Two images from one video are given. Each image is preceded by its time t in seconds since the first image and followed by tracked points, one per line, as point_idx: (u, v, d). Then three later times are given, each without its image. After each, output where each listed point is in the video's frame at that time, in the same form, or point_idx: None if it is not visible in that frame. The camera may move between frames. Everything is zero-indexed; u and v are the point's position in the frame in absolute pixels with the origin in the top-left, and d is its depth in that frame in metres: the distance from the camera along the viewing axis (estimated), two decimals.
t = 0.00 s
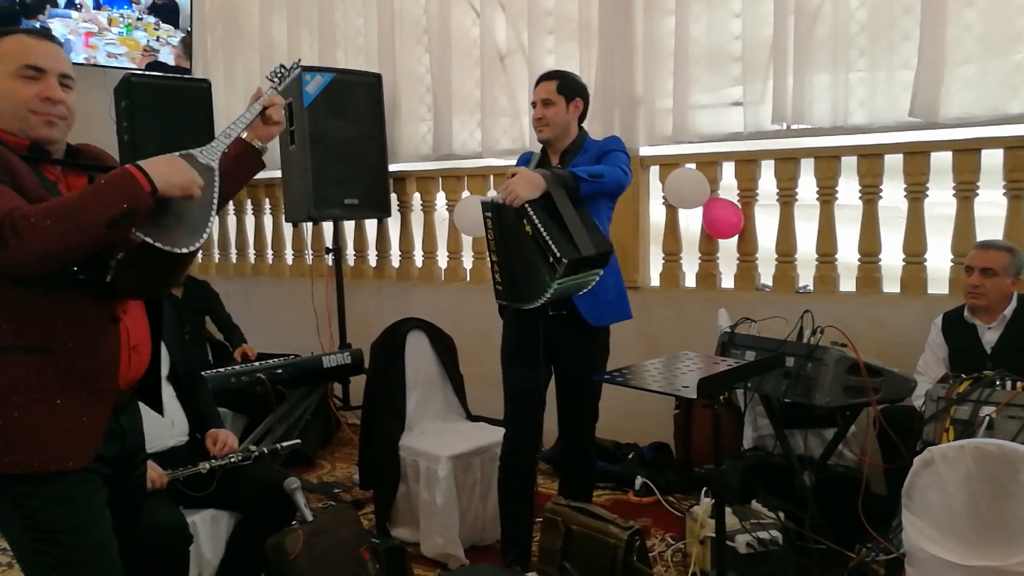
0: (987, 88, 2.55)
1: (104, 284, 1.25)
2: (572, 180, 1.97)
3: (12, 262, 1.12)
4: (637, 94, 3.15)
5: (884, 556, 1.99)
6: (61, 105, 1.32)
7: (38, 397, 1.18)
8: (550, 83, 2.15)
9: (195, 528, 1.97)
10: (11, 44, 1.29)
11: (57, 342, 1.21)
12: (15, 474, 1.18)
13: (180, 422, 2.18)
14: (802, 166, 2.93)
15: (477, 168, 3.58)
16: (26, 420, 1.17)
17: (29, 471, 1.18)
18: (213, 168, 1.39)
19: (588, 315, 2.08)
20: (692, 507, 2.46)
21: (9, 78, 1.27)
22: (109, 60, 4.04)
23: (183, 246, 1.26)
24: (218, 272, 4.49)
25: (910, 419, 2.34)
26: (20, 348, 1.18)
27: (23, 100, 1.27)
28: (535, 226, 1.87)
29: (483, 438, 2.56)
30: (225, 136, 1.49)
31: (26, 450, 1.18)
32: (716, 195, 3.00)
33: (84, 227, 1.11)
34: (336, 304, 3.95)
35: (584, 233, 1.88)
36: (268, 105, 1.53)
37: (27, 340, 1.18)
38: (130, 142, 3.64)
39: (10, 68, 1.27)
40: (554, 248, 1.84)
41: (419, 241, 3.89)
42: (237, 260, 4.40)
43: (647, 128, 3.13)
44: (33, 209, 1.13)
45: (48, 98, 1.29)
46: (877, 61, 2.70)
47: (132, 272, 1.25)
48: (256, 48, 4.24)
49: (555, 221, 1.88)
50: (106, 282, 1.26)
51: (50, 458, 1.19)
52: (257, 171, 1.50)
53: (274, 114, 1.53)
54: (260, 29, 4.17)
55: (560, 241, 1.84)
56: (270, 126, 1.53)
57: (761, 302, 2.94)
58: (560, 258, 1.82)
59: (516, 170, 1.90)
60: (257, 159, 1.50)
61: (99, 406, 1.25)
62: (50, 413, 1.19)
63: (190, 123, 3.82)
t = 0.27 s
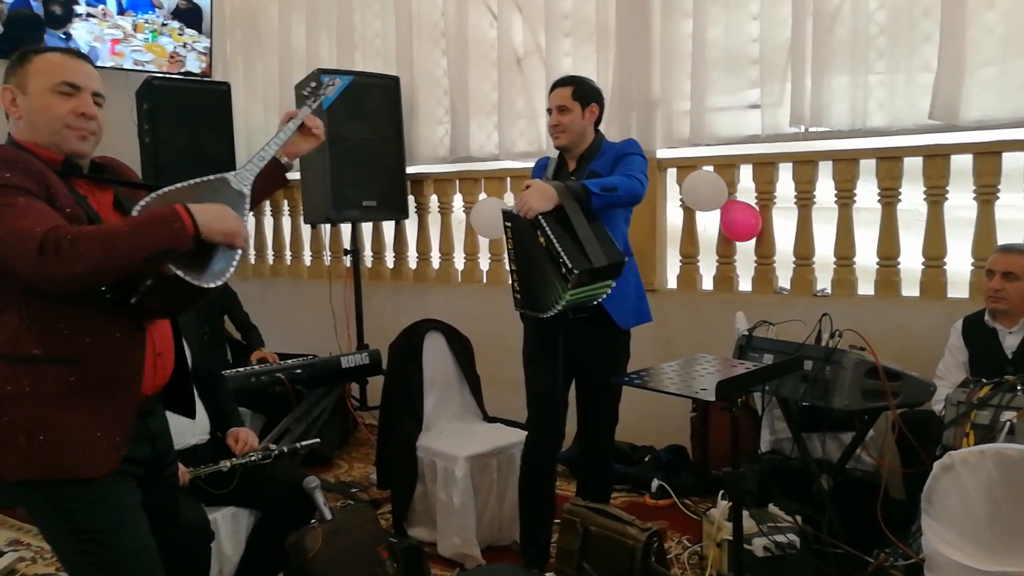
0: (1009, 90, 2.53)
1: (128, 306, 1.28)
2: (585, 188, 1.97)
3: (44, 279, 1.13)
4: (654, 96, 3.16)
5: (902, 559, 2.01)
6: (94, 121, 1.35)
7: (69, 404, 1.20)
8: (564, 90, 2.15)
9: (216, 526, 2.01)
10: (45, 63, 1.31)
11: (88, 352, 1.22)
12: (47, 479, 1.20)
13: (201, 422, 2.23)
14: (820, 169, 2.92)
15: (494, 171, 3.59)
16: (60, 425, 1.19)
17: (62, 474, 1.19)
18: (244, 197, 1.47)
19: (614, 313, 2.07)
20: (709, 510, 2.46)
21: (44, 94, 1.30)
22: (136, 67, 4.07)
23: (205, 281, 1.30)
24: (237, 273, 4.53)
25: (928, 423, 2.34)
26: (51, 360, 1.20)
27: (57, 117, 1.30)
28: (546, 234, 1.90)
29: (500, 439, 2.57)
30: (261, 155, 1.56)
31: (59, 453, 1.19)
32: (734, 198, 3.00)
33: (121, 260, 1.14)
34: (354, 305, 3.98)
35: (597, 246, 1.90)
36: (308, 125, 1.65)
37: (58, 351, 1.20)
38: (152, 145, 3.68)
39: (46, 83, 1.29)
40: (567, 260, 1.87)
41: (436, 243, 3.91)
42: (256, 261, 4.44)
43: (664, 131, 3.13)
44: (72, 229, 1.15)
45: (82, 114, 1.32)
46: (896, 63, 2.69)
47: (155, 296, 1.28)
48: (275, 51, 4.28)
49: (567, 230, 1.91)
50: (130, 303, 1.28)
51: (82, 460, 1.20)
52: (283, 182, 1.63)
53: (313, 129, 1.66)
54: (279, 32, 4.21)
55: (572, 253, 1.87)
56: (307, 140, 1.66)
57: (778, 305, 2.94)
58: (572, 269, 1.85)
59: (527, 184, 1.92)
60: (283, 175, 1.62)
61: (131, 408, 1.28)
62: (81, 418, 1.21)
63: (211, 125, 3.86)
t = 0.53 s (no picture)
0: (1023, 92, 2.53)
1: (156, 273, 1.30)
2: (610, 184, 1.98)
3: (69, 254, 1.15)
4: (667, 94, 3.16)
5: (908, 557, 2.03)
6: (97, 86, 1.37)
7: (98, 382, 1.23)
8: (591, 85, 2.17)
9: (229, 515, 2.05)
10: (41, 41, 1.33)
11: (115, 330, 1.25)
12: (74, 456, 1.22)
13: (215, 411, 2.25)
14: (832, 169, 2.92)
15: (506, 167, 3.60)
16: (89, 404, 1.22)
17: (91, 452, 1.22)
18: (257, 164, 1.46)
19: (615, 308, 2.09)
20: (716, 507, 2.47)
21: (45, 69, 1.32)
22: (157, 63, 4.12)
23: (230, 242, 1.31)
24: (248, 266, 4.56)
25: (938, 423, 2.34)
26: (78, 338, 1.22)
27: (60, 89, 1.32)
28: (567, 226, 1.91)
29: (509, 433, 2.59)
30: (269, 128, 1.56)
31: (89, 433, 1.22)
32: (746, 197, 3.00)
33: (145, 222, 1.16)
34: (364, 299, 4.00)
35: (615, 241, 1.90)
36: (312, 95, 1.62)
37: (84, 329, 1.23)
38: (166, 138, 3.71)
39: (43, 57, 1.31)
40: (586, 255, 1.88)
41: (447, 238, 3.92)
42: (267, 254, 4.47)
43: (677, 128, 3.14)
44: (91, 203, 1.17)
45: (84, 80, 1.34)
46: (910, 64, 2.69)
47: (180, 261, 1.30)
48: (289, 46, 4.30)
49: (588, 224, 1.92)
50: (156, 272, 1.31)
51: (109, 440, 1.23)
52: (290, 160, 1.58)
53: (317, 101, 1.63)
54: (294, 27, 4.23)
55: (590, 246, 1.88)
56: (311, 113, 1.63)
57: (789, 304, 2.94)
58: (590, 263, 1.86)
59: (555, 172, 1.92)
60: (292, 148, 1.58)
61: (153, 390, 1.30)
62: (110, 397, 1.24)
63: (225, 119, 3.89)
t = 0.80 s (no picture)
0: (983, 83, 2.59)
1: (121, 266, 1.28)
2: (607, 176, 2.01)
3: (33, 246, 1.15)
4: (637, 84, 3.18)
5: (872, 537, 2.07)
6: (69, 87, 1.34)
7: (70, 372, 1.22)
8: (565, 78, 2.17)
9: (200, 505, 2.03)
10: (17, 34, 1.30)
11: (82, 321, 1.24)
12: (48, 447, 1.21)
13: (185, 401, 2.22)
14: (799, 157, 2.96)
15: (477, 156, 3.60)
16: (61, 395, 1.21)
17: (65, 443, 1.22)
18: (224, 156, 1.41)
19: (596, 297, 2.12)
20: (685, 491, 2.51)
21: (17, 63, 1.29)
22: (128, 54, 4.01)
23: (198, 234, 1.29)
24: (216, 256, 4.51)
25: (900, 406, 2.40)
26: (47, 328, 1.21)
27: (31, 85, 1.29)
28: (563, 215, 1.92)
29: (481, 421, 2.60)
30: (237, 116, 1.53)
31: (61, 424, 1.21)
32: (713, 185, 3.05)
33: (104, 214, 1.15)
34: (335, 289, 3.98)
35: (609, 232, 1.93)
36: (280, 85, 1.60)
37: (52, 320, 1.22)
38: (132, 126, 3.65)
39: (17, 52, 1.28)
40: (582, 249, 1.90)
41: (418, 227, 3.91)
42: (235, 244, 4.42)
43: (646, 118, 3.16)
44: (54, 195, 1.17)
45: (57, 81, 1.31)
46: (875, 55, 2.73)
47: (148, 252, 1.28)
48: (257, 33, 4.24)
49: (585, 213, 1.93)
50: (122, 264, 1.29)
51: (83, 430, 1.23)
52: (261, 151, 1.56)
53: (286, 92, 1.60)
54: (261, 14, 4.17)
55: (586, 237, 1.90)
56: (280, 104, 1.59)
57: (756, 291, 2.99)
58: (585, 256, 1.88)
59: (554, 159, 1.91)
60: (261, 138, 1.55)
61: (118, 382, 1.29)
62: (83, 387, 1.23)
63: (191, 107, 3.83)
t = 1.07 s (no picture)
0: (934, 77, 2.66)
1: (72, 263, 1.28)
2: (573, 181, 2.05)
3: None
4: (600, 76, 3.20)
5: (827, 520, 2.13)
6: (25, 79, 1.32)
7: (15, 367, 1.22)
8: (527, 69, 2.18)
9: (162, 499, 2.00)
10: None
11: (28, 315, 1.23)
12: None
13: (147, 395, 2.17)
14: (758, 149, 3.01)
15: (441, 147, 3.60)
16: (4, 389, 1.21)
17: (9, 438, 1.21)
18: (187, 157, 1.49)
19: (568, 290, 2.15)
20: (648, 478, 2.54)
21: None
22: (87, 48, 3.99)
23: (154, 236, 1.35)
24: (176, 249, 4.44)
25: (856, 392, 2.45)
26: None
27: None
28: (531, 220, 1.95)
29: (447, 412, 2.61)
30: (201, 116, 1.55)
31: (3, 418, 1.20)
32: (674, 177, 3.09)
33: (63, 211, 1.16)
34: (298, 281, 3.94)
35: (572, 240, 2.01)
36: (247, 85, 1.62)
37: None
38: (87, 116, 3.57)
39: None
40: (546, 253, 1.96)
41: (382, 219, 3.90)
42: (196, 237, 4.35)
43: (609, 110, 3.18)
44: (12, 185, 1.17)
45: (12, 73, 1.30)
46: (830, 49, 2.79)
47: (104, 249, 1.29)
48: (216, 21, 4.17)
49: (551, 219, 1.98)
50: (73, 261, 1.28)
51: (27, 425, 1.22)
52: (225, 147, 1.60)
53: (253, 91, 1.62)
54: (220, 2, 4.10)
55: (552, 245, 1.96)
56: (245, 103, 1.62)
57: (717, 281, 3.04)
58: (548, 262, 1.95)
59: (527, 161, 1.95)
60: (224, 137, 1.59)
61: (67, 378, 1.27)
62: (28, 382, 1.22)
63: (148, 97, 3.76)
